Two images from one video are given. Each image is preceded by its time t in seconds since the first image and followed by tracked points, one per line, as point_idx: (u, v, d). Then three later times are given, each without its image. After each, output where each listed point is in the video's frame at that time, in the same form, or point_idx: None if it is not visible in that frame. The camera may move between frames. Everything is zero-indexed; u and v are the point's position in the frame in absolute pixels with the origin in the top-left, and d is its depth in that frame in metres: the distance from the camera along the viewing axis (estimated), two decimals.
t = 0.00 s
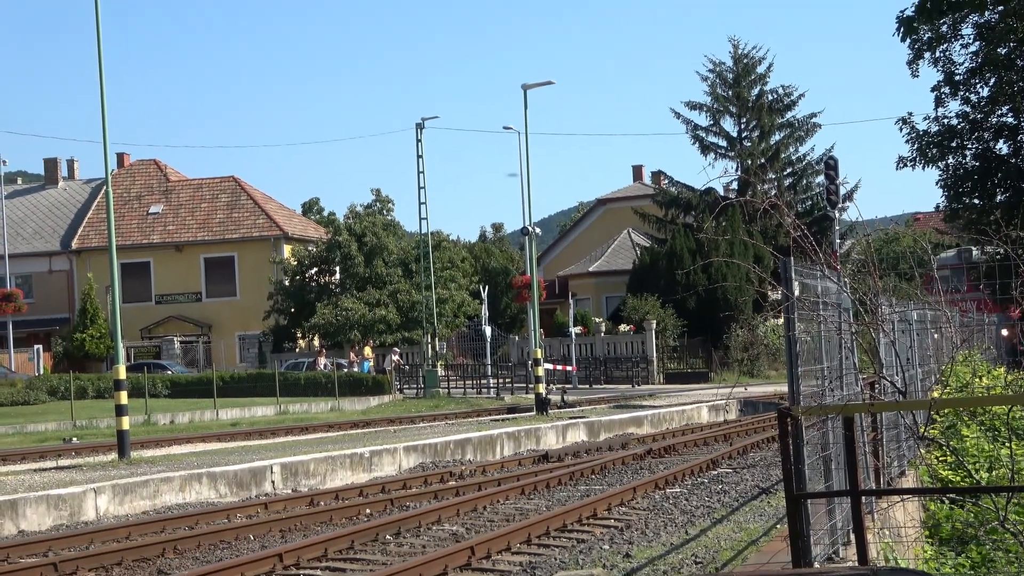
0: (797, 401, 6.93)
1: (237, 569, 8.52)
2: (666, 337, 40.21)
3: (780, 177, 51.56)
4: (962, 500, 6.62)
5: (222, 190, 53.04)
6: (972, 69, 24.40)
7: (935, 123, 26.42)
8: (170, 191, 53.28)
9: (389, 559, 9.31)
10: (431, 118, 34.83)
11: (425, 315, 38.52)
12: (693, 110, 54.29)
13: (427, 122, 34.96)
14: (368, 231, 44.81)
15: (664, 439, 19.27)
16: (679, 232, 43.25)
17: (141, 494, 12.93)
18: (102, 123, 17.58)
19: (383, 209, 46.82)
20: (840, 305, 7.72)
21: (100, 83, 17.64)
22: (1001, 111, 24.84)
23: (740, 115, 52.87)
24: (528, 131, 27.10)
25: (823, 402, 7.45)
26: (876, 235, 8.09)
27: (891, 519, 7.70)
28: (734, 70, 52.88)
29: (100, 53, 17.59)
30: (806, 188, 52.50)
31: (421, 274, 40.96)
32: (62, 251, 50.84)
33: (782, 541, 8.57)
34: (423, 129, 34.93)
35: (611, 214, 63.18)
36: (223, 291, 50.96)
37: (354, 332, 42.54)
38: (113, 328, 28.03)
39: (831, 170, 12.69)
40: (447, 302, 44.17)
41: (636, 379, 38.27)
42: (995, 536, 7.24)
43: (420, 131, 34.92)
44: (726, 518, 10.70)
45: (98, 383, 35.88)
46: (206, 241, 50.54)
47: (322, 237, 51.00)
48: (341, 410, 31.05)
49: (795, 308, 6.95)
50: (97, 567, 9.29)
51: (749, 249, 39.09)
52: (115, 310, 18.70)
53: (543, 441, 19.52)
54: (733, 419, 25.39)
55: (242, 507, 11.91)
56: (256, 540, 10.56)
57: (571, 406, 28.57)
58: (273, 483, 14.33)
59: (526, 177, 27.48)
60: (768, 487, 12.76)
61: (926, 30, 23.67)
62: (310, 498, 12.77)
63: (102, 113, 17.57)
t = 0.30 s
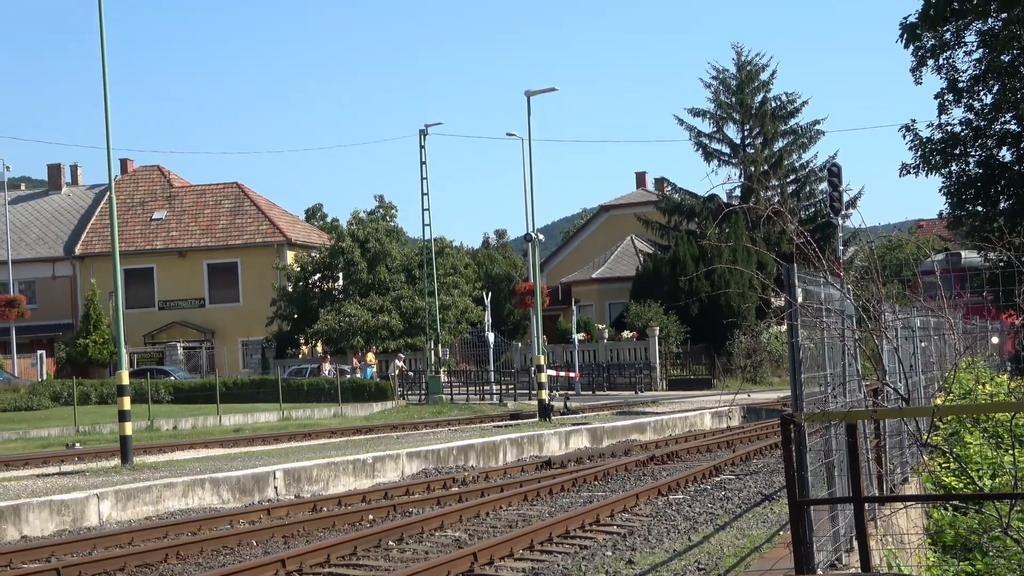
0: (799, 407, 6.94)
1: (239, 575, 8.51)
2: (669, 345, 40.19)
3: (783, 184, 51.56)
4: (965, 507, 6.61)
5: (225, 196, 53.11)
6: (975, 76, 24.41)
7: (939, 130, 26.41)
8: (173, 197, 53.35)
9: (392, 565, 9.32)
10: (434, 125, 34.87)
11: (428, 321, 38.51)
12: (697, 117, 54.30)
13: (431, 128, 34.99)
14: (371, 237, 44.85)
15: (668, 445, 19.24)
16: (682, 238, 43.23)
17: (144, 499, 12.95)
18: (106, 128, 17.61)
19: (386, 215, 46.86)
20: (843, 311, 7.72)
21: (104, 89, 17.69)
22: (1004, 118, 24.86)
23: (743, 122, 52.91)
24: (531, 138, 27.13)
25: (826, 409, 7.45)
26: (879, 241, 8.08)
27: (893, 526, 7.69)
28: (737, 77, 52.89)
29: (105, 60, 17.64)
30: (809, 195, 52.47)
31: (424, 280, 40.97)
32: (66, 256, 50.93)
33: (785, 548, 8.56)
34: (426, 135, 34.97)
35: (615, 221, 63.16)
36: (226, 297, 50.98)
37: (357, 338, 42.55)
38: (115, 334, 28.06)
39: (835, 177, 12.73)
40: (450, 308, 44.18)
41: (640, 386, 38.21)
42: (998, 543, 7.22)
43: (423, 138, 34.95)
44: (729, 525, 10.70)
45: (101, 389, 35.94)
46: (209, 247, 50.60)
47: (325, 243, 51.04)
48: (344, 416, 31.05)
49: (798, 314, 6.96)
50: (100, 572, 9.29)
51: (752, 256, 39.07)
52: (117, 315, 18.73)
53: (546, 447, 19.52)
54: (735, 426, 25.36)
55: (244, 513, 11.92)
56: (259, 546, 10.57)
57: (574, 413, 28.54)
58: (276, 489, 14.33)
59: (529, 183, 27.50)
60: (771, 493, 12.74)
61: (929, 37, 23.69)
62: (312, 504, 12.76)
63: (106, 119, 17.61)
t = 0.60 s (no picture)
0: (803, 411, 6.96)
1: None
2: (673, 349, 40.27)
3: (787, 188, 51.53)
4: (970, 512, 6.60)
5: (229, 200, 53.18)
6: (980, 80, 24.39)
7: (943, 134, 26.36)
8: (177, 201, 53.43)
9: (395, 569, 9.32)
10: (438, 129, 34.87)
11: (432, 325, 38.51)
12: (701, 121, 54.29)
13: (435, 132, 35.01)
14: (375, 240, 44.87)
15: (672, 449, 19.24)
16: (686, 242, 43.27)
17: (148, 503, 12.96)
18: (111, 130, 17.63)
19: (390, 219, 46.90)
20: (847, 315, 7.73)
21: (108, 92, 17.70)
22: (1009, 122, 24.85)
23: (747, 126, 52.94)
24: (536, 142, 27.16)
25: (830, 413, 7.46)
26: (883, 245, 8.09)
27: (897, 530, 7.69)
28: (741, 81, 52.92)
29: (109, 63, 17.66)
30: (813, 200, 52.46)
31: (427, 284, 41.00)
32: (70, 260, 51.00)
33: (789, 552, 8.57)
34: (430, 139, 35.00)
35: (618, 225, 63.14)
36: (230, 300, 51.03)
37: (361, 342, 42.59)
38: (120, 338, 28.09)
39: (839, 182, 12.79)
40: (454, 312, 44.22)
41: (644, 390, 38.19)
42: (1001, 547, 7.24)
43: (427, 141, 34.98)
44: (732, 529, 10.69)
45: (105, 393, 35.98)
46: (213, 251, 50.65)
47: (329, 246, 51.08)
48: (348, 419, 31.06)
49: (802, 319, 6.98)
50: None
51: (756, 260, 39.05)
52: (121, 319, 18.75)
53: (550, 451, 19.52)
54: (739, 430, 25.34)
55: (248, 517, 11.93)
56: (263, 549, 10.59)
57: (578, 417, 28.51)
58: (280, 493, 14.33)
59: (533, 187, 27.51)
60: (774, 497, 12.73)
61: (934, 41, 23.69)
62: (316, 507, 12.77)
63: (111, 121, 17.62)
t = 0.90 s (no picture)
0: (809, 414, 6.96)
1: None
2: (678, 352, 40.00)
3: (791, 191, 51.52)
4: (976, 515, 6.60)
5: (234, 205, 53.28)
6: (983, 83, 24.39)
7: (947, 137, 26.35)
8: (181, 207, 53.54)
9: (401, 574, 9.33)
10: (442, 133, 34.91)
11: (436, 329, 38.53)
12: (705, 125, 54.29)
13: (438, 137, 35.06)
14: (379, 246, 44.91)
15: (677, 453, 19.24)
16: (691, 246, 43.26)
17: (153, 509, 12.98)
18: (115, 137, 17.68)
19: (394, 224, 46.97)
20: (852, 319, 7.73)
21: (113, 99, 17.75)
22: (1013, 124, 24.81)
23: (751, 129, 52.93)
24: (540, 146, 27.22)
25: (835, 416, 7.46)
26: (887, 248, 8.08)
27: (903, 534, 7.69)
28: (745, 84, 52.94)
29: (113, 70, 17.71)
30: (818, 203, 52.43)
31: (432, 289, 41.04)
32: (75, 266, 51.11)
33: (795, 556, 8.58)
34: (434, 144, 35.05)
35: (622, 229, 63.11)
36: (235, 306, 51.09)
37: (365, 347, 42.63)
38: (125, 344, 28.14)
39: (843, 185, 12.79)
40: (458, 317, 44.25)
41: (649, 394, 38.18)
42: (1007, 549, 7.24)
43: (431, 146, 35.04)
44: (738, 532, 10.68)
45: (110, 399, 36.02)
46: (217, 257, 50.74)
47: (333, 252, 51.15)
48: (353, 424, 31.09)
49: (808, 323, 6.98)
50: None
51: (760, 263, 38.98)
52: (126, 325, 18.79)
53: (555, 456, 19.51)
54: (745, 433, 25.33)
55: (254, 522, 11.93)
56: (269, 555, 10.60)
57: (583, 421, 28.50)
58: (285, 498, 14.34)
59: (538, 191, 27.54)
60: (780, 501, 12.73)
61: (937, 44, 23.69)
62: (322, 513, 12.77)
63: (116, 128, 17.67)
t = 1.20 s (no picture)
0: (813, 415, 6.96)
1: None
2: (681, 355, 40.28)
3: (795, 193, 51.50)
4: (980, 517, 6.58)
5: (237, 209, 53.33)
6: (986, 84, 24.37)
7: (950, 138, 26.32)
8: (185, 210, 53.59)
9: None
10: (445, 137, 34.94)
11: (440, 332, 38.52)
12: (708, 127, 54.27)
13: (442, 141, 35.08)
14: (382, 249, 44.93)
15: (681, 455, 19.23)
16: (694, 248, 43.28)
17: (157, 513, 13.00)
18: (118, 142, 17.71)
19: (398, 227, 47.00)
20: (854, 320, 7.71)
21: (115, 103, 17.78)
22: (1016, 126, 24.78)
23: (754, 132, 52.92)
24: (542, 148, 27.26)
25: (839, 418, 7.45)
26: (890, 250, 8.06)
27: (907, 536, 7.67)
28: (747, 87, 52.96)
29: (115, 74, 17.74)
30: (821, 205, 52.41)
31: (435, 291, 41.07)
32: (78, 270, 51.17)
33: (798, 557, 8.57)
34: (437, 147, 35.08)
35: (626, 232, 63.15)
36: (238, 310, 51.14)
37: (369, 350, 42.64)
38: (129, 347, 28.17)
39: (846, 186, 12.83)
40: (462, 319, 44.25)
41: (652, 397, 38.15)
42: (1011, 551, 7.23)
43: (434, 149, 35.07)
44: (742, 535, 10.68)
45: (114, 403, 36.07)
46: (220, 260, 50.77)
47: (336, 255, 51.18)
48: (356, 427, 31.09)
49: (811, 324, 6.97)
50: None
51: (764, 266, 38.92)
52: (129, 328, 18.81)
53: (559, 458, 19.51)
54: (748, 436, 25.31)
55: (258, 526, 11.95)
56: (273, 558, 10.61)
57: (587, 424, 28.49)
58: (289, 502, 14.35)
59: (541, 193, 27.58)
60: (783, 504, 12.71)
61: (941, 46, 23.67)
62: (326, 516, 12.78)
63: (117, 132, 17.70)
